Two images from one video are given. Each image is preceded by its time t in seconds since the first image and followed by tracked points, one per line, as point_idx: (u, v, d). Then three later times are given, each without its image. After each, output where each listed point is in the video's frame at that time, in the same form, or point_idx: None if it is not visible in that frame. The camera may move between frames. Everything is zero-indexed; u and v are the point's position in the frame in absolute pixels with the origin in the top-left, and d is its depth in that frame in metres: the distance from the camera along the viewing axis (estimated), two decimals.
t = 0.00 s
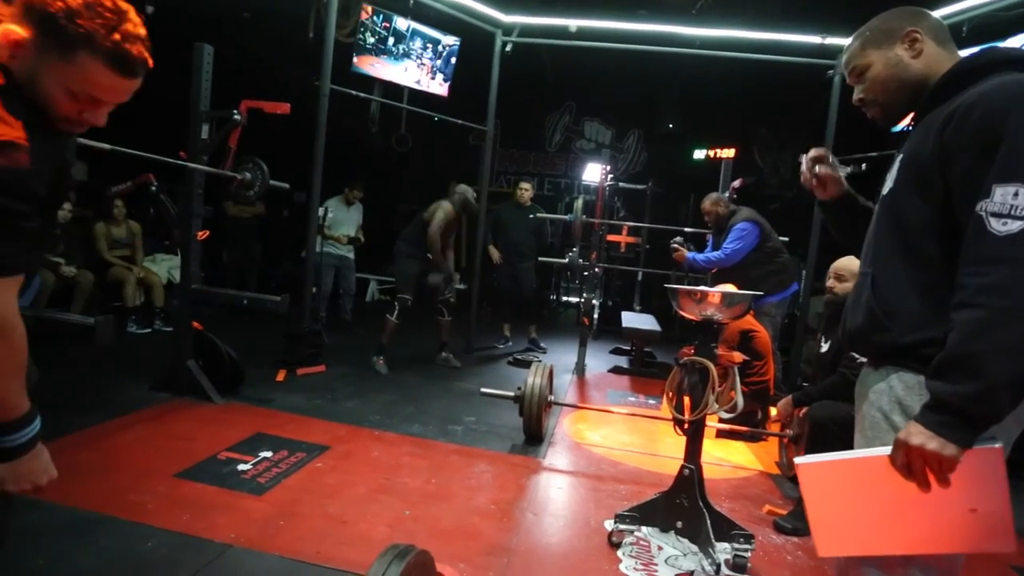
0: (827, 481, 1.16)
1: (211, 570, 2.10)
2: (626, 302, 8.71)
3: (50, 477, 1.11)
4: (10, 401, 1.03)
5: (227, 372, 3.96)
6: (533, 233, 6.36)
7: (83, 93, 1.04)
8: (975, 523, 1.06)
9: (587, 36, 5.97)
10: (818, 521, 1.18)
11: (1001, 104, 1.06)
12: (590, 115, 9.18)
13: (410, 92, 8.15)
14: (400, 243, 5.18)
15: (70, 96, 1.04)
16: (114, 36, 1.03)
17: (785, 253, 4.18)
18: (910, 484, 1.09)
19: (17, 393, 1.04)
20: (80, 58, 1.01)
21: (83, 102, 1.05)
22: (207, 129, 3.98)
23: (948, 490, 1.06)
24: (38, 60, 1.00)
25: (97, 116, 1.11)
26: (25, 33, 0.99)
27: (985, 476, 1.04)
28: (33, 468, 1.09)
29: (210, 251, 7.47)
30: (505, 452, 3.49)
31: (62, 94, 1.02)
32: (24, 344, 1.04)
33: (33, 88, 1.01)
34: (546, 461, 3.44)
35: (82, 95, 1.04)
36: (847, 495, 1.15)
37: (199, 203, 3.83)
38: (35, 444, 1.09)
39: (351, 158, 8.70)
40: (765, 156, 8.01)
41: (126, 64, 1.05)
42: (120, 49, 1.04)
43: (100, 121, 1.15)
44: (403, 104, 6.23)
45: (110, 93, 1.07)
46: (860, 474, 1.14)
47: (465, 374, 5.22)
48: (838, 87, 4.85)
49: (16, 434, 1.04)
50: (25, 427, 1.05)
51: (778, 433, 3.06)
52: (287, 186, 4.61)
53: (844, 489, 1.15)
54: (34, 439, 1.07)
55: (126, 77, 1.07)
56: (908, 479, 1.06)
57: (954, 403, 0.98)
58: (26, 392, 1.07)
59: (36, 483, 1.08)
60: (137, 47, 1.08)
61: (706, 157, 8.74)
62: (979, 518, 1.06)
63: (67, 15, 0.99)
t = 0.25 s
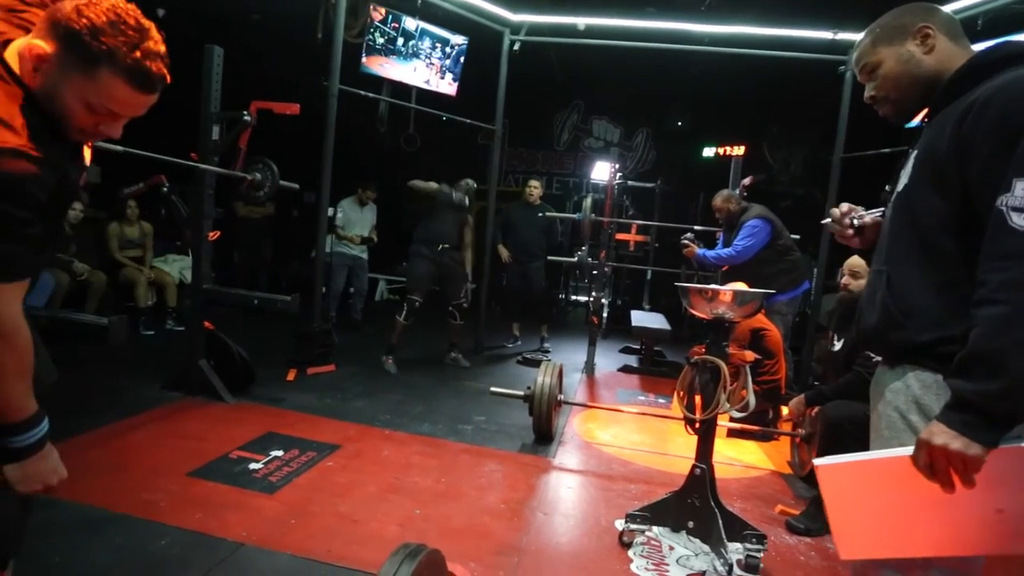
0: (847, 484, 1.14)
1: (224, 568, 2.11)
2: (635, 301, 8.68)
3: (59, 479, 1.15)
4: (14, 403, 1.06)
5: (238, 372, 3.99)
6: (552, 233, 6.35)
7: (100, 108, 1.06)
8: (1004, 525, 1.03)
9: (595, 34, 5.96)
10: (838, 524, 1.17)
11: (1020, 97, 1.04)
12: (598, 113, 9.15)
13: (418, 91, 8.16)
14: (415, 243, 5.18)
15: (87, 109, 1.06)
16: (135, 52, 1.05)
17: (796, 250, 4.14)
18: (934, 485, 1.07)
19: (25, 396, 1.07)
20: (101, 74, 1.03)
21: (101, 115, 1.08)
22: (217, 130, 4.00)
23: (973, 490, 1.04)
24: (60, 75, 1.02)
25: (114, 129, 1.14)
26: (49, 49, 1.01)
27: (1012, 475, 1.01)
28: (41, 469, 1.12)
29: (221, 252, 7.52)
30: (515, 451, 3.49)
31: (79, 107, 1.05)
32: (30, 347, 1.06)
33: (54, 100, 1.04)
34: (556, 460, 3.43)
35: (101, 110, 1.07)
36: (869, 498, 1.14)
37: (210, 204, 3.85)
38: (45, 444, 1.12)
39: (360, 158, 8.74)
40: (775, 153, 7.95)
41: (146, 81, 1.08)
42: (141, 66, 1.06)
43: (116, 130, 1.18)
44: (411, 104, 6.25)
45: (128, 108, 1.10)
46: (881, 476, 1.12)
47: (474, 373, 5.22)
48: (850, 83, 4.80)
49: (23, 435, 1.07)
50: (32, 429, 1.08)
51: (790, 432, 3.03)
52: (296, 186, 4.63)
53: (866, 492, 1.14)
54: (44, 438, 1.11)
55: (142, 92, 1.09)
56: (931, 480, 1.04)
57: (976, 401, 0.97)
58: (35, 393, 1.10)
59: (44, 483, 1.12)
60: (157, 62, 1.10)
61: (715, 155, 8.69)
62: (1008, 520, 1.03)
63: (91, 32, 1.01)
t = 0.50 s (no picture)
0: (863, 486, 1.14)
1: (234, 566, 2.12)
2: (642, 299, 8.65)
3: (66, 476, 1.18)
4: None
5: (247, 371, 4.00)
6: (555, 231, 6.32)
7: (99, 119, 1.13)
8: None
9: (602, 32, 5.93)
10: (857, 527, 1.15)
11: None
12: (605, 111, 9.12)
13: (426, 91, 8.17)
14: (425, 248, 5.17)
15: (87, 122, 1.13)
16: (134, 63, 1.12)
17: (806, 249, 4.10)
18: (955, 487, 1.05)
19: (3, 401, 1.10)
20: (99, 86, 1.10)
21: (101, 125, 1.15)
22: (226, 130, 4.02)
23: (994, 493, 1.03)
24: (61, 87, 1.10)
25: (115, 141, 1.21)
26: (51, 62, 1.09)
27: None
28: (45, 466, 1.15)
29: (229, 251, 7.57)
30: (523, 450, 3.48)
31: (79, 118, 1.12)
32: None
33: (57, 113, 1.11)
34: (563, 460, 3.43)
35: (100, 120, 1.13)
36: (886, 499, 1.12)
37: (218, 204, 3.87)
38: (40, 442, 1.15)
39: (367, 158, 8.75)
40: (784, 150, 7.90)
41: (144, 92, 1.14)
42: (140, 76, 1.12)
43: (119, 143, 1.25)
44: (419, 103, 6.25)
45: (127, 120, 1.16)
46: (899, 477, 1.11)
47: (482, 372, 5.22)
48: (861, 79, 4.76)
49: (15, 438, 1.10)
50: (24, 431, 1.11)
51: (800, 432, 3.01)
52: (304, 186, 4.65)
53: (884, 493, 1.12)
54: (36, 439, 1.13)
55: (142, 102, 1.16)
56: (950, 482, 1.02)
57: (994, 402, 0.95)
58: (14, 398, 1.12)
59: (50, 479, 1.15)
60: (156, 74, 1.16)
61: (724, 152, 8.63)
62: None
63: (90, 45, 1.08)
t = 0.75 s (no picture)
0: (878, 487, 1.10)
1: (245, 562, 2.13)
2: (651, 296, 8.60)
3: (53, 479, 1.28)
4: None
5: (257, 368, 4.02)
6: (572, 228, 6.32)
7: (142, 222, 1.21)
8: None
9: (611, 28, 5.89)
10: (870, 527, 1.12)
11: None
12: (613, 107, 9.07)
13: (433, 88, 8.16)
14: (432, 248, 5.19)
15: (131, 226, 1.21)
16: (172, 167, 1.21)
17: (818, 245, 4.06)
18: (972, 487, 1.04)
19: None
20: (142, 192, 1.18)
21: (142, 228, 1.22)
22: (235, 129, 4.03)
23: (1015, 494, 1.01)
24: (110, 194, 1.20)
25: (159, 241, 1.28)
26: (103, 172, 1.20)
27: None
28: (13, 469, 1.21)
29: (239, 249, 7.61)
30: (532, 447, 3.48)
31: (125, 222, 1.21)
32: None
33: (107, 217, 1.21)
34: (573, 457, 3.42)
35: (140, 225, 1.21)
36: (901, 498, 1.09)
37: (228, 202, 3.88)
38: (5, 446, 1.20)
39: (375, 155, 8.76)
40: (794, 146, 7.82)
41: (180, 193, 1.22)
42: (179, 181, 1.22)
43: (161, 246, 1.33)
44: (427, 100, 6.24)
45: (168, 224, 1.24)
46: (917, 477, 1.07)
47: (490, 369, 5.22)
48: (874, 73, 4.69)
49: None
50: None
51: (812, 430, 2.98)
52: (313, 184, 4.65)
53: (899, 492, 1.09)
54: None
55: (182, 204, 1.24)
56: (970, 482, 1.00)
57: (1017, 402, 0.93)
58: None
59: (25, 481, 1.21)
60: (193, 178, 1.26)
61: (734, 148, 8.57)
62: None
63: (134, 154, 1.18)
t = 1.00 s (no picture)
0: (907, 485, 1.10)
1: (259, 557, 2.14)
2: (661, 293, 8.55)
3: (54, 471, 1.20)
4: None
5: (269, 365, 4.04)
6: (590, 224, 6.27)
7: (193, 378, 1.10)
8: None
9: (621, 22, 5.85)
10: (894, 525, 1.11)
11: None
12: (623, 103, 9.02)
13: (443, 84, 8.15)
14: (450, 234, 5.17)
15: (182, 378, 1.11)
16: (237, 334, 1.10)
17: (833, 240, 4.00)
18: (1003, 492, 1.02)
19: None
20: (201, 351, 1.08)
21: (189, 382, 1.11)
22: (246, 127, 4.04)
23: None
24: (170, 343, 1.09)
25: (201, 399, 1.17)
26: (171, 330, 1.09)
27: None
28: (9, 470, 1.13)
29: (251, 247, 7.65)
30: (543, 445, 3.47)
31: (176, 376, 1.10)
32: None
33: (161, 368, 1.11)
34: (584, 454, 3.40)
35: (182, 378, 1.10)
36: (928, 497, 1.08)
37: (239, 200, 3.90)
38: None
39: (384, 153, 8.77)
40: (806, 140, 7.74)
41: (239, 359, 1.11)
42: (239, 345, 1.10)
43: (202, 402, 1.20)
44: (436, 97, 6.23)
45: (219, 379, 1.13)
46: (945, 478, 1.07)
47: (501, 366, 5.21)
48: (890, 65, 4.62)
49: None
50: None
51: (827, 427, 2.95)
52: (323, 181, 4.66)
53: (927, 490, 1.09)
54: None
55: (236, 366, 1.12)
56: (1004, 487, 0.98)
57: None
58: None
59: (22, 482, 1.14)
60: (256, 342, 1.14)
61: (745, 143, 8.49)
62: None
63: (205, 318, 1.08)
